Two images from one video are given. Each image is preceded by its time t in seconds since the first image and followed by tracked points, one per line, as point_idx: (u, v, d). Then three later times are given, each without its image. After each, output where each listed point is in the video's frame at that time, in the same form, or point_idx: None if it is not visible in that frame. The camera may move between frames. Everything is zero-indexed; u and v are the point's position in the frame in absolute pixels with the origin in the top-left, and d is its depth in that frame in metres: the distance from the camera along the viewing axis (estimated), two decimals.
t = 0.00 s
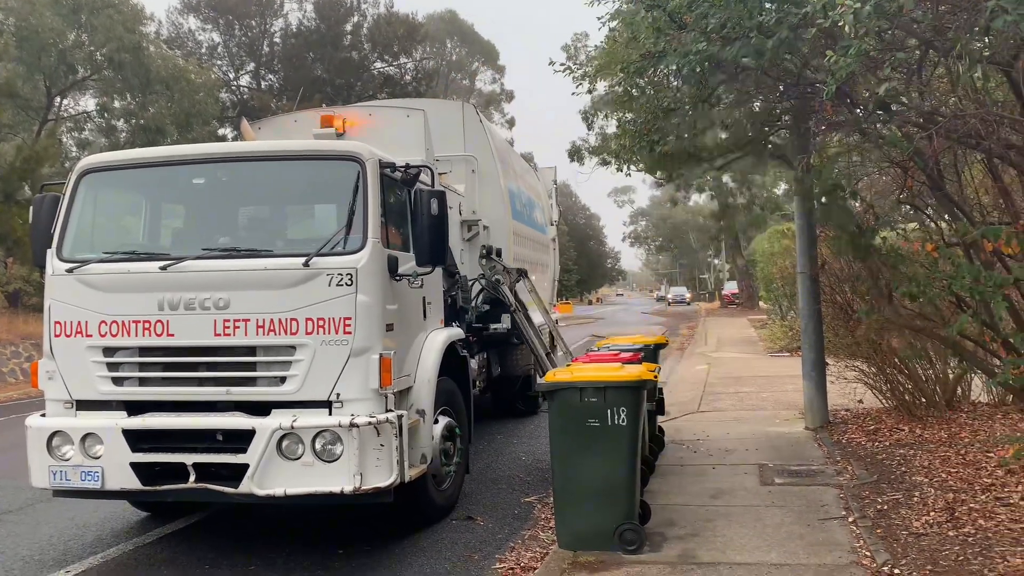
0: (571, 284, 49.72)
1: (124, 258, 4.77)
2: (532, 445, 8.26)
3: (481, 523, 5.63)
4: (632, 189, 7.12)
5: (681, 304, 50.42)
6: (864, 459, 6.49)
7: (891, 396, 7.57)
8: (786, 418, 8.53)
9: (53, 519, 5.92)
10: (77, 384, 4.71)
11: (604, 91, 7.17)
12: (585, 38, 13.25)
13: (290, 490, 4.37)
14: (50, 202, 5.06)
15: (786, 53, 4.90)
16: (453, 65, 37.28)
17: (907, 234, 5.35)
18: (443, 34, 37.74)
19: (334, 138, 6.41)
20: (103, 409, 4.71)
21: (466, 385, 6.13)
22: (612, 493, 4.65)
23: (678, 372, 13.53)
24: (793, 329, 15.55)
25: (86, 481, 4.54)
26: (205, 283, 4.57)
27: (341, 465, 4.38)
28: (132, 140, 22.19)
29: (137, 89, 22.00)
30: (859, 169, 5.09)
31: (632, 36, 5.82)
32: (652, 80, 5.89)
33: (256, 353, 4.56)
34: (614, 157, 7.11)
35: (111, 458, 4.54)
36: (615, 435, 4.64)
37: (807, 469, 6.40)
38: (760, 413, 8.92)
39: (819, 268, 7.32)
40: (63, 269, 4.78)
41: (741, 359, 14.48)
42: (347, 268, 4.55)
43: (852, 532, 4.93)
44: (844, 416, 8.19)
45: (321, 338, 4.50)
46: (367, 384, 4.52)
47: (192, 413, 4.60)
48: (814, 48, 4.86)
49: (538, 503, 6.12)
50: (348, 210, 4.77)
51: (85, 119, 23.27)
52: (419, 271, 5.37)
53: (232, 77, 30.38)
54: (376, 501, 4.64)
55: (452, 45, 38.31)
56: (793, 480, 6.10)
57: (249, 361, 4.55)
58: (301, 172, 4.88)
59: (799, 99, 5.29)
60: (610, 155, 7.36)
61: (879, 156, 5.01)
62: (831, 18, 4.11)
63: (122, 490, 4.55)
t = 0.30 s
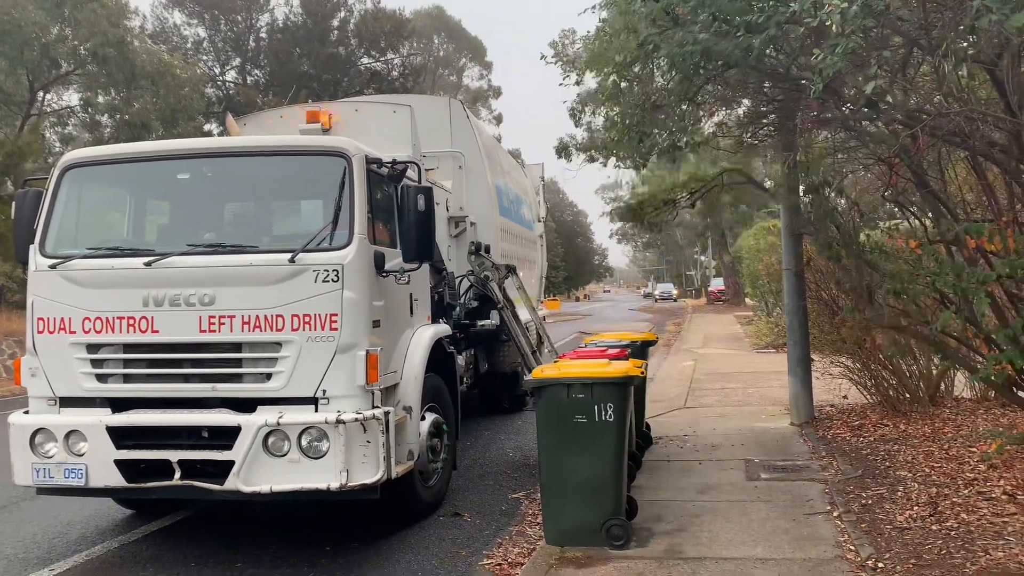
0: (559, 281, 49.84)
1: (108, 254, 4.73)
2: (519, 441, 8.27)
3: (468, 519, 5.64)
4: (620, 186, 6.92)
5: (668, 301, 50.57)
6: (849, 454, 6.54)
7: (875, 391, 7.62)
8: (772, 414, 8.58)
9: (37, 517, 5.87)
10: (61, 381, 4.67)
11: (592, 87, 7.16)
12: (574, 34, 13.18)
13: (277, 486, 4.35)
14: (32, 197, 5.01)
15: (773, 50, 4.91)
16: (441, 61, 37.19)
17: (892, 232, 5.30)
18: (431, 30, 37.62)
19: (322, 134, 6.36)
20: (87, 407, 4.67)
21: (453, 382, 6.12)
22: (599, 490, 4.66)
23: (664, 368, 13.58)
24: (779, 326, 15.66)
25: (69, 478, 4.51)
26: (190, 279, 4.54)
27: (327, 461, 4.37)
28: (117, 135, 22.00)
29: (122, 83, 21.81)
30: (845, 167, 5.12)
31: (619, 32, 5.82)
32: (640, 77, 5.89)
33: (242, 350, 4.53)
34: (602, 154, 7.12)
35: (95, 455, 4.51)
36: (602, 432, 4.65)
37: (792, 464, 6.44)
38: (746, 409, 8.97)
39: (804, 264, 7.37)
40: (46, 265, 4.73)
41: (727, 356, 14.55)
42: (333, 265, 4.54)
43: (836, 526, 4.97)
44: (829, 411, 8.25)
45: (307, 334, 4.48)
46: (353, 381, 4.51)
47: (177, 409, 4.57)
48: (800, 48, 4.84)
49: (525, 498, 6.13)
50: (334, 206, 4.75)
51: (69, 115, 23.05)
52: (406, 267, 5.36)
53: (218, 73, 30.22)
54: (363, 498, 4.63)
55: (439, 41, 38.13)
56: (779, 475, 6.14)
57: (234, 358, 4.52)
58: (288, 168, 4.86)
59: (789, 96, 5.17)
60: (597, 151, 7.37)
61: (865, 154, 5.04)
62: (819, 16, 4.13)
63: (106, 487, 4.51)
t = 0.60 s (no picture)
0: (549, 277, 49.91)
1: (93, 250, 4.69)
2: (510, 437, 8.28)
3: (459, 515, 5.65)
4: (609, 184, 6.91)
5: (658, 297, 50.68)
6: (837, 449, 6.58)
7: (863, 387, 7.67)
8: (762, 409, 8.63)
9: (23, 516, 5.83)
10: (46, 379, 4.63)
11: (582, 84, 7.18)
12: (563, 31, 13.15)
13: (265, 485, 4.33)
14: (16, 193, 4.96)
15: (761, 47, 4.93)
16: (431, 57, 37.05)
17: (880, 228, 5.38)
18: (421, 26, 37.49)
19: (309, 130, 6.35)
20: (73, 405, 4.64)
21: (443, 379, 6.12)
22: (589, 486, 4.67)
23: (654, 365, 13.60)
24: (769, 322, 15.73)
25: (55, 478, 4.47)
26: (177, 276, 4.51)
27: (316, 460, 4.35)
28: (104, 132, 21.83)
29: (109, 79, 21.57)
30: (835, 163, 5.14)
31: (609, 29, 5.82)
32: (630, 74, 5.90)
33: (229, 348, 4.51)
34: (592, 151, 7.14)
35: (81, 454, 4.48)
36: (592, 427, 4.66)
37: (782, 459, 6.48)
38: (736, 404, 9.01)
39: (793, 260, 7.41)
40: (31, 262, 4.70)
41: (716, 352, 14.60)
42: (321, 262, 4.51)
43: (825, 520, 5.00)
44: (817, 406, 8.30)
45: (295, 332, 4.46)
46: (342, 379, 4.49)
47: (164, 408, 4.55)
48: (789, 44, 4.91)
49: (516, 494, 6.15)
50: (323, 202, 4.73)
51: (56, 110, 22.83)
52: (396, 264, 5.35)
53: (206, 68, 30.05)
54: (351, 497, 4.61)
55: (429, 37, 37.75)
56: (768, 470, 6.18)
57: (222, 356, 4.50)
58: (275, 163, 4.83)
59: (777, 93, 5.24)
60: (587, 148, 7.39)
61: (853, 150, 5.07)
62: (808, 12, 4.14)
63: (92, 487, 4.48)
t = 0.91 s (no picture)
0: (541, 271, 49.95)
1: (67, 244, 4.66)
2: (501, 431, 8.29)
3: (451, 509, 5.67)
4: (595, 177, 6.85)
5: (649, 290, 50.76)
6: (827, 441, 6.61)
7: (853, 379, 7.72)
8: (753, 402, 8.67)
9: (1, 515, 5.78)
10: (19, 378, 4.60)
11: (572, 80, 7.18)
12: (553, 24, 13.10)
13: (243, 484, 4.32)
14: None
15: (751, 41, 4.94)
16: (421, 50, 36.82)
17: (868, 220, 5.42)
18: (411, 19, 37.27)
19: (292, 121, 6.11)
20: (47, 404, 4.60)
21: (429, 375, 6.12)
22: (580, 479, 4.69)
23: (645, 358, 13.64)
24: (760, 314, 15.77)
25: (28, 479, 4.43)
26: (153, 270, 4.49)
27: (296, 458, 4.34)
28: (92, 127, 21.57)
29: (97, 72, 21.21)
30: (823, 155, 5.13)
31: (600, 22, 5.79)
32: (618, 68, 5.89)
33: (206, 344, 4.49)
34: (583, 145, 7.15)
35: (54, 454, 4.44)
36: (584, 420, 4.67)
37: (772, 451, 6.51)
38: (727, 397, 9.04)
39: (783, 254, 7.44)
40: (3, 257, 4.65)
41: (707, 345, 14.64)
42: (299, 255, 4.50)
43: (815, 512, 5.03)
44: (807, 399, 8.34)
45: (273, 327, 4.44)
46: (322, 375, 4.48)
47: (140, 405, 4.53)
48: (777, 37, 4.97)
49: (508, 487, 6.17)
50: (302, 194, 4.72)
51: (43, 105, 22.54)
52: (379, 257, 5.35)
53: (195, 62, 29.86)
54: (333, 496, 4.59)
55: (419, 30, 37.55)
56: (758, 462, 6.21)
57: (198, 352, 4.48)
58: (252, 155, 4.81)
59: (767, 86, 5.39)
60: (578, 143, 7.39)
61: (842, 144, 5.07)
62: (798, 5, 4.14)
63: (66, 487, 4.45)
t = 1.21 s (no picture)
0: (533, 264, 49.88)
1: (31, 238, 4.48)
2: (494, 423, 8.30)
3: (446, 500, 5.69)
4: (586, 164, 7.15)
5: (643, 282, 50.84)
6: (820, 431, 6.64)
7: (846, 369, 7.76)
8: (745, 392, 8.71)
9: None
10: None
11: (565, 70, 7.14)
12: (546, 16, 13.05)
13: (214, 488, 4.13)
14: None
15: (744, 32, 4.92)
16: (413, 42, 36.50)
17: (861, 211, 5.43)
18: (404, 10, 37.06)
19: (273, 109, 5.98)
20: (11, 404, 4.45)
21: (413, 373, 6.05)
22: (573, 471, 4.70)
23: (638, 350, 13.69)
24: (752, 305, 15.84)
25: None
26: (120, 264, 4.30)
27: (270, 460, 4.16)
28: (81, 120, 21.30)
29: (86, 65, 20.68)
30: (814, 147, 5.25)
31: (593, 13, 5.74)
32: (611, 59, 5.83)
33: (176, 341, 4.29)
34: (577, 137, 7.15)
35: (18, 457, 4.28)
36: (577, 412, 4.69)
37: (765, 442, 6.54)
38: (720, 388, 9.09)
39: (776, 245, 7.47)
40: None
41: (700, 336, 14.70)
42: (273, 248, 4.30)
43: (808, 502, 5.06)
44: (800, 389, 8.39)
45: (246, 324, 4.25)
46: (297, 374, 4.29)
47: (109, 405, 4.34)
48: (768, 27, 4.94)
49: (502, 479, 6.19)
50: (276, 183, 4.53)
51: (32, 97, 22.25)
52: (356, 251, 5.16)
53: (185, 54, 29.67)
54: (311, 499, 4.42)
55: (412, 22, 36.75)
56: (751, 453, 6.23)
57: (168, 349, 4.28)
58: (224, 143, 4.60)
59: (760, 79, 5.25)
60: (571, 134, 7.38)
61: (833, 135, 5.13)
62: None
63: (32, 492, 4.28)
